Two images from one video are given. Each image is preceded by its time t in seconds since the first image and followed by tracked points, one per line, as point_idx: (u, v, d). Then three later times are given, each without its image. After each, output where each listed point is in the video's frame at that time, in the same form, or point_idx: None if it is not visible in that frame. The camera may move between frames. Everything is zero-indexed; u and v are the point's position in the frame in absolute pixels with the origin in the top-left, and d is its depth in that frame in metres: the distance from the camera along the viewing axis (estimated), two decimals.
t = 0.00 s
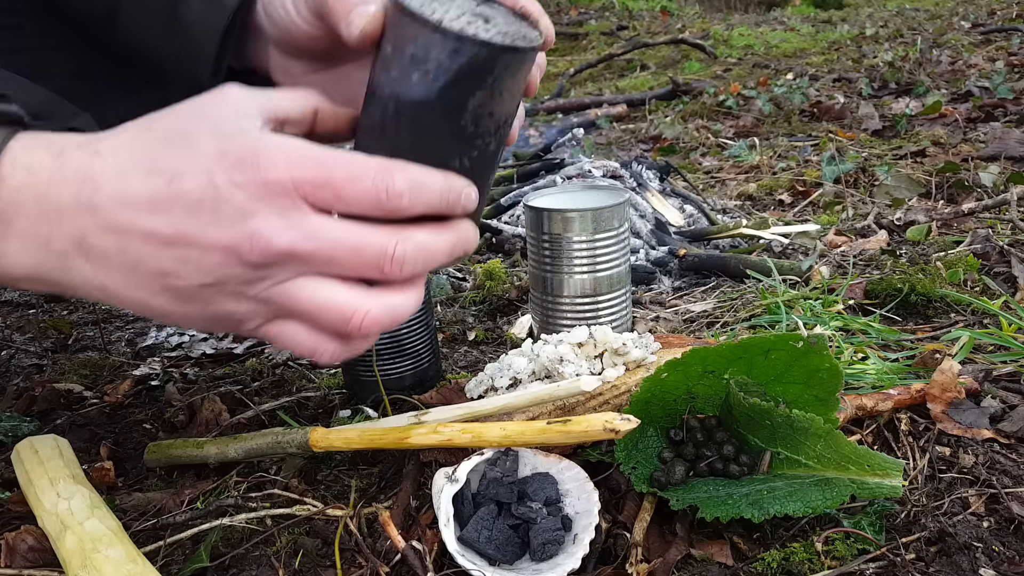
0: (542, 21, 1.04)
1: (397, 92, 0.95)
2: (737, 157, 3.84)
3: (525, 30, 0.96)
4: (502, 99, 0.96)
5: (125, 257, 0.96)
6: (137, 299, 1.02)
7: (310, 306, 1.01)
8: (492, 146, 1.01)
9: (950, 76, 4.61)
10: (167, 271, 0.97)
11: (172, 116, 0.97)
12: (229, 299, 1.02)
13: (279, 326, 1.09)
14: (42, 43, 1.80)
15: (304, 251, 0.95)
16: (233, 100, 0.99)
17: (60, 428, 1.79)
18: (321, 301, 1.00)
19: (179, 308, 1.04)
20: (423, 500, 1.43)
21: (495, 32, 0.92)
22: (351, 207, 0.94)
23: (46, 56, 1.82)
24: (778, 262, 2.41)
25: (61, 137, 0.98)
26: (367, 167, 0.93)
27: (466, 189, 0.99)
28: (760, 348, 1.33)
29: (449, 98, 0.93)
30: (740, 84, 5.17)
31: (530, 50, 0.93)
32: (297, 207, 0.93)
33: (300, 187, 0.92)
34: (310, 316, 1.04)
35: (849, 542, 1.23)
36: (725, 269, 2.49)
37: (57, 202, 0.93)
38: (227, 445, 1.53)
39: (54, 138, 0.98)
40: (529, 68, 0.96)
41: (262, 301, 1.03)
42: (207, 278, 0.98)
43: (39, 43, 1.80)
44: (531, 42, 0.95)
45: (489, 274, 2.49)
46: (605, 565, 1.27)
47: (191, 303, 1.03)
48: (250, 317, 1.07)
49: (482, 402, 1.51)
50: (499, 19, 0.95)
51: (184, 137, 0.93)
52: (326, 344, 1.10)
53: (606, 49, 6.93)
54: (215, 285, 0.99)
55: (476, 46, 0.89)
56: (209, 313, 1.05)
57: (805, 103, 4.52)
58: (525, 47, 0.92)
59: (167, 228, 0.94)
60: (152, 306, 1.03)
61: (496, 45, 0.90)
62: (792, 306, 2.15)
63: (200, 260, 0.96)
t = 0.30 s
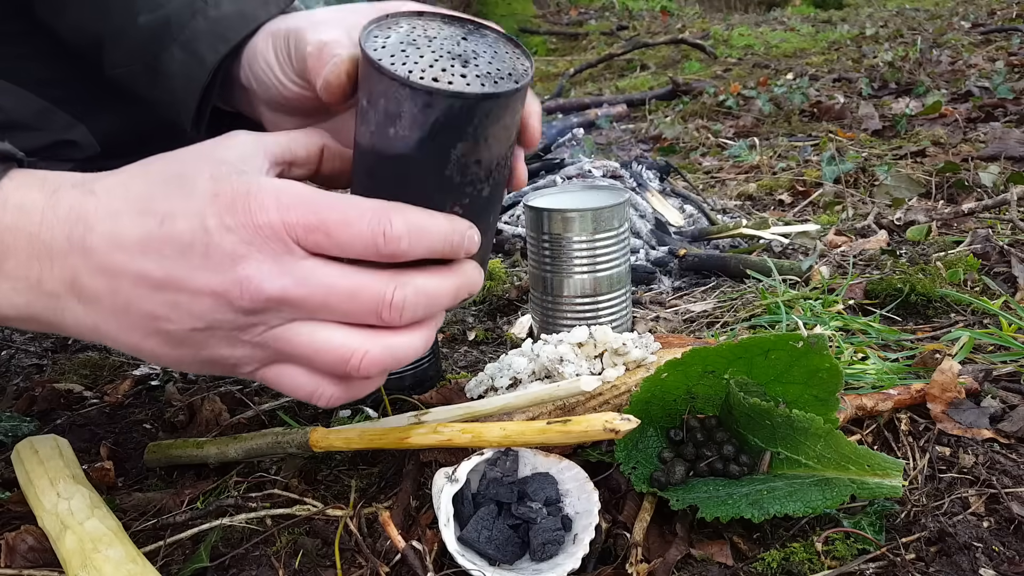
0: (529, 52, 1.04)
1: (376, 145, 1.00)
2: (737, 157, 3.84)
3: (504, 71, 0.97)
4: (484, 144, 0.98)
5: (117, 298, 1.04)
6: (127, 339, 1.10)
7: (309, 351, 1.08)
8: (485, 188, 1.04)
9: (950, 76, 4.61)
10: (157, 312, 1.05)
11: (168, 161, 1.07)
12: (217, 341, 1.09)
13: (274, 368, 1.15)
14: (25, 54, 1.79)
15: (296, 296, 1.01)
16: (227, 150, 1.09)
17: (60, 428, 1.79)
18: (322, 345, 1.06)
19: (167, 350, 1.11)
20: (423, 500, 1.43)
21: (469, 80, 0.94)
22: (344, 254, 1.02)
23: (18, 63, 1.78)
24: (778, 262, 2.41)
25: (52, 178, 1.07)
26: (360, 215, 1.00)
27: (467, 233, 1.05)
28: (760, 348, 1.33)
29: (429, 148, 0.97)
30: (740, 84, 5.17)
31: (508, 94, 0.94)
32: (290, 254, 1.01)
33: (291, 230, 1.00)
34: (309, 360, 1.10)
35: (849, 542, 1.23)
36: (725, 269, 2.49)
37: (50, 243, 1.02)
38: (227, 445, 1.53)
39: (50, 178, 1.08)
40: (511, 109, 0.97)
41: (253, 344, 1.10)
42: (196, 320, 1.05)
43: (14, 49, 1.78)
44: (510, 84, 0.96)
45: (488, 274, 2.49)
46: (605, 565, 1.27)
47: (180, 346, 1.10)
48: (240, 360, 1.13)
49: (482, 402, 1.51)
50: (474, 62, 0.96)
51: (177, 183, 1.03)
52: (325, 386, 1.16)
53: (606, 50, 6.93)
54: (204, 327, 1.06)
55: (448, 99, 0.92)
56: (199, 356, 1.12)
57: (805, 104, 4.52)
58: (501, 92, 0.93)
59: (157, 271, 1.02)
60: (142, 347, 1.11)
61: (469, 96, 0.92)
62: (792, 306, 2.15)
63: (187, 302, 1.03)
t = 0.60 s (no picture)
0: (518, 63, 0.98)
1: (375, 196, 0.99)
2: (737, 157, 3.84)
3: (490, 100, 0.92)
4: (483, 180, 0.94)
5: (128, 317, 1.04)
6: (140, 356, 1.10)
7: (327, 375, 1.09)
8: (496, 213, 1.01)
9: (950, 76, 4.61)
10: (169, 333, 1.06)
11: (185, 181, 1.07)
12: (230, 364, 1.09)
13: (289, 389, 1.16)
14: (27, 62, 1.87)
15: (312, 324, 1.02)
16: (245, 172, 1.09)
17: (60, 428, 1.79)
18: (338, 368, 1.07)
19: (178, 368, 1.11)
20: (423, 500, 1.43)
21: (452, 123, 0.90)
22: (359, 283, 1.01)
23: (18, 71, 1.87)
24: (778, 262, 2.41)
25: (65, 195, 1.07)
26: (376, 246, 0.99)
27: (486, 259, 1.02)
28: (760, 348, 1.33)
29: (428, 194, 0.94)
30: (740, 84, 5.17)
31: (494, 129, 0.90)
32: (306, 283, 1.01)
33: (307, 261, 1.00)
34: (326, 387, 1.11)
35: (849, 542, 1.23)
36: (725, 269, 2.49)
37: (64, 262, 1.02)
38: (227, 445, 1.53)
39: (64, 195, 1.08)
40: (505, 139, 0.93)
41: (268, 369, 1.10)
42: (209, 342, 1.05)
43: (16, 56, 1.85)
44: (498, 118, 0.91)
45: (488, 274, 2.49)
46: (605, 565, 1.27)
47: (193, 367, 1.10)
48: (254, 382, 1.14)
49: (482, 401, 1.51)
50: (457, 97, 0.92)
51: (192, 207, 1.03)
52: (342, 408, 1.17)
53: (606, 50, 6.93)
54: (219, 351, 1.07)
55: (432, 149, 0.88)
56: (211, 377, 1.12)
57: (805, 104, 4.52)
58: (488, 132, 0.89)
59: (170, 294, 1.02)
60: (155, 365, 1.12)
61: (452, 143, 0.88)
62: (792, 307, 2.15)
63: (200, 325, 1.03)
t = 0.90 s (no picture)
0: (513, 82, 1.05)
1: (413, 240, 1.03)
2: (737, 157, 3.84)
3: (492, 134, 0.99)
4: (505, 211, 0.97)
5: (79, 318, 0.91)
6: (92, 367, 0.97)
7: (274, 416, 0.93)
8: (525, 228, 1.02)
9: (950, 76, 4.61)
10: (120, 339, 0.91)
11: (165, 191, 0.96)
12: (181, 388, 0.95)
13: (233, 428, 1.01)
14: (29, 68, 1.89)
15: (269, 348, 0.87)
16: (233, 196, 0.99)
17: (60, 428, 1.79)
18: (288, 409, 0.93)
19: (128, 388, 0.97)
20: (423, 500, 1.43)
21: (461, 164, 0.95)
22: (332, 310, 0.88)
23: (18, 78, 1.89)
24: (778, 262, 2.41)
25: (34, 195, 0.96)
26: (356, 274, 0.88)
27: (468, 313, 0.93)
28: (760, 348, 1.33)
29: (455, 230, 0.96)
30: (740, 84, 5.17)
31: (502, 160, 0.94)
32: (271, 301, 0.88)
33: (283, 281, 0.87)
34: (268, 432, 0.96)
35: (849, 542, 1.23)
36: (725, 269, 2.49)
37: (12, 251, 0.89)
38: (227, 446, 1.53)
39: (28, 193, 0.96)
40: (516, 164, 0.97)
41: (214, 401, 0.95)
42: (165, 354, 0.90)
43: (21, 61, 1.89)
44: (502, 149, 0.97)
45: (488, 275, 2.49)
46: (605, 565, 1.27)
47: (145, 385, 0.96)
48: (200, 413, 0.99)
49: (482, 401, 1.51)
50: (460, 139, 0.98)
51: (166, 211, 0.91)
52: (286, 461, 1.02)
53: (606, 50, 6.94)
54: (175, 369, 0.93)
55: (448, 197, 0.91)
56: (152, 401, 0.97)
57: (805, 104, 4.52)
58: (497, 166, 0.93)
59: (116, 302, 0.88)
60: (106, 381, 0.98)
61: (465, 190, 0.92)
62: (792, 306, 2.15)
63: (144, 338, 0.88)
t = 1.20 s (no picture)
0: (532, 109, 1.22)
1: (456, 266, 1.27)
2: (737, 157, 3.84)
3: (519, 165, 1.19)
4: (534, 233, 1.22)
5: None
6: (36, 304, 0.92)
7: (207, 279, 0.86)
8: (553, 241, 1.27)
9: (949, 76, 4.61)
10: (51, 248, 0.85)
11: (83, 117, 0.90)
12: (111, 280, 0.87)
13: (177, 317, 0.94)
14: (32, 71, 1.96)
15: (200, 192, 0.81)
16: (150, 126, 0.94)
17: (60, 428, 1.79)
18: (229, 259, 0.85)
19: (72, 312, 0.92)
20: (423, 500, 1.43)
21: (494, 200, 1.17)
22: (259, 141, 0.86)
23: (23, 81, 1.96)
24: (778, 262, 2.41)
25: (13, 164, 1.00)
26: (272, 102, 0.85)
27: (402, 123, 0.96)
28: (760, 348, 1.33)
29: (495, 259, 1.21)
30: (740, 84, 5.17)
31: (529, 194, 1.17)
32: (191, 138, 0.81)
33: (186, 114, 0.82)
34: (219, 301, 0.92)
35: (849, 542, 1.23)
36: (725, 269, 2.49)
37: None
38: (227, 445, 1.53)
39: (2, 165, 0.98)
40: (541, 193, 1.19)
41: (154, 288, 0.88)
42: (85, 236, 0.84)
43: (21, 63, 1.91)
44: (528, 181, 1.18)
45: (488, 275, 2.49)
46: (605, 565, 1.27)
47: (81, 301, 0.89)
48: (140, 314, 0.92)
49: (482, 402, 1.51)
50: (490, 173, 1.18)
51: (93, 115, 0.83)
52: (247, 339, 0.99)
53: (606, 50, 6.94)
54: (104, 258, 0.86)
55: (485, 235, 1.16)
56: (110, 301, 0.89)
57: (805, 103, 4.52)
58: (526, 201, 1.16)
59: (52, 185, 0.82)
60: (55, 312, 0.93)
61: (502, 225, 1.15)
62: (792, 306, 2.15)
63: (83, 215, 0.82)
